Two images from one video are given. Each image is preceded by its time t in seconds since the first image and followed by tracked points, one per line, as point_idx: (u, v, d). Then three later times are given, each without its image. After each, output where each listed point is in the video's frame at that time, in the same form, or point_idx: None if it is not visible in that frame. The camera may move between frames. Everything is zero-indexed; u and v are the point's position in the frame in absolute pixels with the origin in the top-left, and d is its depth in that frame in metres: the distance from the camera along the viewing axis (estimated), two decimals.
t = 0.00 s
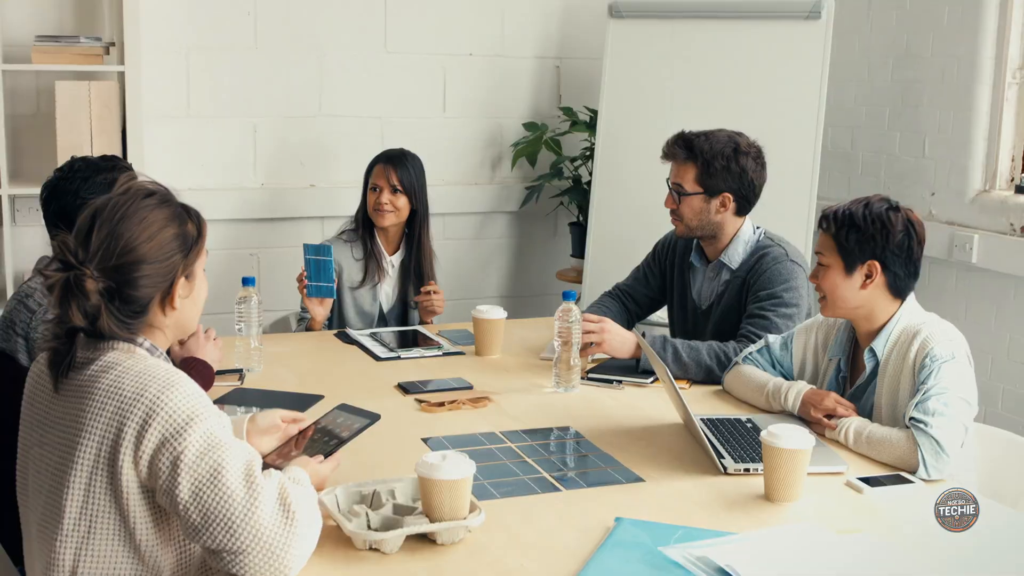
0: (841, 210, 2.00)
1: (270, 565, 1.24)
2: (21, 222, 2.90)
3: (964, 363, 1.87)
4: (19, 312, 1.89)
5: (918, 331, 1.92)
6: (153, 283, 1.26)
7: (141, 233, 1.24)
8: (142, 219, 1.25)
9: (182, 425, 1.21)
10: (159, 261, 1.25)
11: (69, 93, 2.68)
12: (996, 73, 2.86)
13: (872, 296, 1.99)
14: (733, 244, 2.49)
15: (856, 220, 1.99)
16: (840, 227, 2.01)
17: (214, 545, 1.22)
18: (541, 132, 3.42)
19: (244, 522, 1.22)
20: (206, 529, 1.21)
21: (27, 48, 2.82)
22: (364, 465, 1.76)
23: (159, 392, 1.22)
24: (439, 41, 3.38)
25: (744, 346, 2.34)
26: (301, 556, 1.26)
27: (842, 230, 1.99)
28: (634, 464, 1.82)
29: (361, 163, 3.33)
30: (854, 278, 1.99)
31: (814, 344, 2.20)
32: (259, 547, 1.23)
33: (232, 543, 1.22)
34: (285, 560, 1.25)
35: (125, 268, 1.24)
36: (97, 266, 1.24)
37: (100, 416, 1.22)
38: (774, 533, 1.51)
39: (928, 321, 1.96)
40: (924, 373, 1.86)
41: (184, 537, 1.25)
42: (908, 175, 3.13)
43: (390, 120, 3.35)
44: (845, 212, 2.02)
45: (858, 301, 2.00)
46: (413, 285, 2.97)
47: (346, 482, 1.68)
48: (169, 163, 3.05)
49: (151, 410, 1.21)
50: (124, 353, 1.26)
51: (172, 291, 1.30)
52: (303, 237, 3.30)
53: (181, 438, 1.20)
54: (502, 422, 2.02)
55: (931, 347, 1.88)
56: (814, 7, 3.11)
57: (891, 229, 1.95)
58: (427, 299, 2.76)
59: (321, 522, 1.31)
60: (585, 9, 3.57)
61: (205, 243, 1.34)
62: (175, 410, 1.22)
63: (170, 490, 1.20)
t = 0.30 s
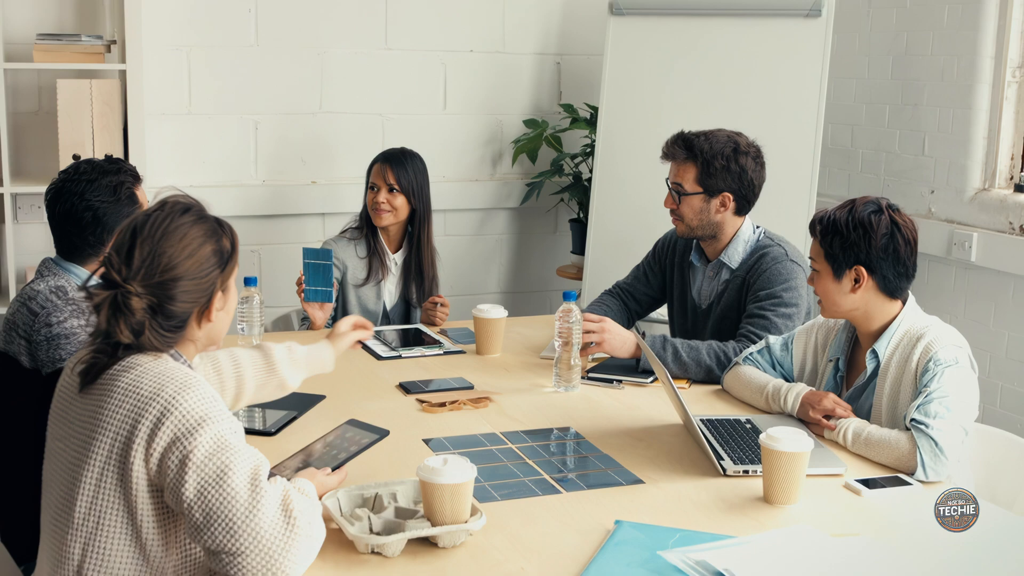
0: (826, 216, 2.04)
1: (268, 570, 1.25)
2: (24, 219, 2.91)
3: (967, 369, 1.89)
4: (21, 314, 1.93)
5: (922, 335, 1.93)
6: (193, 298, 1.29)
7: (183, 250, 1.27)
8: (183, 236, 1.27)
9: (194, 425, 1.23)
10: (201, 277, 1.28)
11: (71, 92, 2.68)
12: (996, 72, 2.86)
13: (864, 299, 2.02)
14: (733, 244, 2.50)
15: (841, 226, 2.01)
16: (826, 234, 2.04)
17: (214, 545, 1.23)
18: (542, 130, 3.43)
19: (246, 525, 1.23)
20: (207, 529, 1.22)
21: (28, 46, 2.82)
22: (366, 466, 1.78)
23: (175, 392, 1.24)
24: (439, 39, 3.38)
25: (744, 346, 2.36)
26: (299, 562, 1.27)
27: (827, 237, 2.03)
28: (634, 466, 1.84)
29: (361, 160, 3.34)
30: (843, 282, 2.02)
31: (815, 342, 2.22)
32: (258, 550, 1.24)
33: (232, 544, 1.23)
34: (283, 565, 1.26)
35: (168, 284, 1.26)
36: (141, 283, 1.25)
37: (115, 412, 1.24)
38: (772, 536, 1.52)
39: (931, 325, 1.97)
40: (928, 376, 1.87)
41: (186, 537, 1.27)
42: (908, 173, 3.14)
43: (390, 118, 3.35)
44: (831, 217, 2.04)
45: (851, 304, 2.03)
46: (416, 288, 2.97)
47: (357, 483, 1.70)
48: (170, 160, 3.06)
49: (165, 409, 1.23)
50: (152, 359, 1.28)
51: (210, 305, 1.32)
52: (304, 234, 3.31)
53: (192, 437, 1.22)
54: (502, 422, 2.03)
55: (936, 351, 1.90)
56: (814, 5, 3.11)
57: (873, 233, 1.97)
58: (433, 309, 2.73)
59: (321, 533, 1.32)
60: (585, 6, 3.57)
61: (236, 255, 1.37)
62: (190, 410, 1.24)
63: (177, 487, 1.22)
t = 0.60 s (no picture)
0: (832, 210, 2.03)
1: (240, 556, 1.30)
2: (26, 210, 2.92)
3: (965, 363, 1.90)
4: (25, 310, 1.95)
5: (921, 330, 1.94)
6: (220, 307, 1.39)
7: (208, 261, 1.37)
8: (208, 248, 1.37)
9: (190, 409, 1.32)
10: (225, 286, 1.38)
11: (72, 83, 2.68)
12: (997, 64, 2.86)
13: (868, 293, 2.02)
14: (733, 238, 2.51)
15: (847, 219, 2.01)
16: (832, 227, 2.04)
17: (192, 525, 1.30)
18: (543, 120, 3.43)
19: (223, 508, 1.29)
20: (188, 508, 1.29)
21: (30, 37, 2.82)
22: (368, 461, 1.79)
23: (179, 379, 1.34)
24: (440, 29, 3.37)
25: (744, 339, 2.37)
26: (271, 554, 1.31)
27: (834, 230, 2.02)
28: (634, 460, 1.85)
29: (362, 151, 3.34)
30: (849, 276, 2.02)
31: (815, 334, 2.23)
32: (232, 536, 1.30)
33: (208, 526, 1.29)
34: (254, 554, 1.30)
35: (194, 294, 1.36)
36: (168, 292, 1.36)
37: (123, 393, 1.35)
38: (772, 532, 1.54)
39: (930, 319, 1.98)
40: (926, 370, 1.88)
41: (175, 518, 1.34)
42: (908, 166, 3.15)
43: (391, 108, 3.35)
44: (836, 211, 2.04)
45: (854, 298, 2.03)
46: (417, 279, 3.00)
47: (361, 478, 1.71)
48: (171, 152, 3.06)
49: (166, 393, 1.33)
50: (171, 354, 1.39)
51: (235, 313, 1.42)
52: (306, 225, 3.32)
53: (186, 420, 1.31)
54: (504, 416, 2.05)
55: (934, 345, 1.91)
56: None
57: (881, 226, 1.98)
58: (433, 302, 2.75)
59: (303, 528, 1.36)
60: None
61: (266, 266, 1.46)
62: (189, 396, 1.33)
63: (166, 466, 1.30)
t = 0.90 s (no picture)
0: (823, 208, 2.03)
1: (240, 547, 1.29)
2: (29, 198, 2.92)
3: (952, 350, 1.91)
4: (30, 302, 1.95)
5: (906, 318, 1.96)
6: (249, 306, 1.40)
7: (243, 260, 1.39)
8: (247, 247, 1.40)
9: (205, 400, 1.33)
10: (256, 286, 1.39)
11: (75, 72, 2.68)
12: (999, 54, 2.86)
13: (859, 291, 2.03)
14: (734, 228, 2.52)
15: (840, 217, 2.01)
16: (823, 225, 2.03)
17: (196, 513, 1.30)
18: (545, 108, 3.43)
19: (227, 498, 1.29)
20: (194, 496, 1.30)
21: (31, 26, 2.81)
22: (372, 451, 1.81)
23: (198, 371, 1.35)
24: (442, 16, 3.37)
25: (745, 329, 2.38)
26: (271, 546, 1.29)
27: (826, 229, 2.02)
28: (636, 452, 1.87)
29: (364, 139, 3.34)
30: (841, 274, 2.03)
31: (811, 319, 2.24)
32: (234, 526, 1.29)
33: (211, 515, 1.29)
34: (253, 546, 1.28)
35: (226, 290, 1.38)
36: (201, 286, 1.38)
37: (144, 382, 1.37)
38: (772, 525, 1.55)
39: (916, 307, 2.00)
40: (914, 361, 1.90)
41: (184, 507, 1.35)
42: (910, 154, 3.15)
43: (393, 96, 3.35)
44: (827, 209, 2.04)
45: (846, 295, 2.04)
46: (419, 267, 3.01)
47: (365, 470, 1.72)
48: (174, 140, 3.07)
49: (185, 383, 1.34)
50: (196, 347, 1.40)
51: (264, 315, 1.43)
52: (308, 213, 3.32)
53: (200, 409, 1.32)
54: (507, 407, 2.06)
55: (920, 334, 1.92)
56: None
57: (875, 225, 1.98)
58: (433, 290, 2.77)
59: (307, 524, 1.34)
60: None
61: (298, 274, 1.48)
62: (205, 387, 1.34)
63: (177, 453, 1.31)
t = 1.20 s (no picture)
0: (819, 198, 2.03)
1: (245, 542, 1.31)
2: (31, 188, 2.93)
3: (946, 341, 1.93)
4: (36, 301, 1.96)
5: (899, 310, 1.97)
6: (259, 305, 1.41)
7: (254, 259, 1.40)
8: (262, 246, 1.41)
9: (212, 397, 1.34)
10: (267, 285, 1.40)
11: (76, 63, 2.69)
12: (999, 45, 2.86)
13: (854, 280, 2.04)
14: (734, 219, 2.53)
15: (836, 207, 2.02)
16: (819, 215, 2.04)
17: (202, 508, 1.31)
18: (546, 97, 3.43)
19: (233, 493, 1.30)
20: (200, 491, 1.31)
21: (32, 16, 2.81)
22: (373, 443, 1.82)
23: (205, 367, 1.37)
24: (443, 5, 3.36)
25: (744, 321, 2.40)
26: (276, 542, 1.31)
27: (822, 219, 2.02)
28: (635, 444, 1.89)
29: (365, 128, 3.35)
30: (837, 263, 2.04)
31: (805, 310, 2.25)
32: (239, 521, 1.30)
33: (217, 510, 1.31)
34: (258, 542, 1.30)
35: (237, 288, 1.39)
36: (213, 283, 1.39)
37: (151, 377, 1.38)
38: (770, 519, 1.57)
39: (908, 298, 2.01)
40: (907, 354, 1.91)
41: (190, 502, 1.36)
42: (909, 144, 3.16)
43: (394, 85, 3.35)
44: (823, 199, 2.05)
45: (841, 284, 2.05)
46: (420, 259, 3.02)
47: (367, 463, 1.74)
48: (175, 130, 3.07)
49: (192, 379, 1.36)
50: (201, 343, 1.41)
51: (272, 314, 1.44)
52: (309, 202, 3.33)
53: (208, 406, 1.33)
54: (507, 399, 2.08)
55: (913, 326, 1.94)
56: None
57: (870, 214, 1.99)
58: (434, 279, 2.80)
59: (311, 520, 1.36)
60: None
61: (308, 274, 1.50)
62: (213, 384, 1.35)
63: (183, 448, 1.33)
